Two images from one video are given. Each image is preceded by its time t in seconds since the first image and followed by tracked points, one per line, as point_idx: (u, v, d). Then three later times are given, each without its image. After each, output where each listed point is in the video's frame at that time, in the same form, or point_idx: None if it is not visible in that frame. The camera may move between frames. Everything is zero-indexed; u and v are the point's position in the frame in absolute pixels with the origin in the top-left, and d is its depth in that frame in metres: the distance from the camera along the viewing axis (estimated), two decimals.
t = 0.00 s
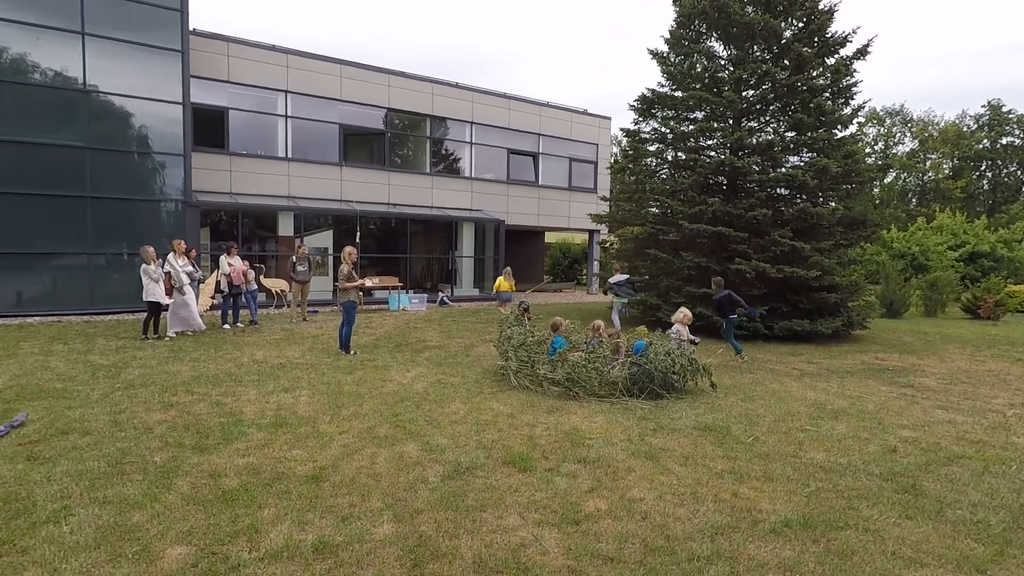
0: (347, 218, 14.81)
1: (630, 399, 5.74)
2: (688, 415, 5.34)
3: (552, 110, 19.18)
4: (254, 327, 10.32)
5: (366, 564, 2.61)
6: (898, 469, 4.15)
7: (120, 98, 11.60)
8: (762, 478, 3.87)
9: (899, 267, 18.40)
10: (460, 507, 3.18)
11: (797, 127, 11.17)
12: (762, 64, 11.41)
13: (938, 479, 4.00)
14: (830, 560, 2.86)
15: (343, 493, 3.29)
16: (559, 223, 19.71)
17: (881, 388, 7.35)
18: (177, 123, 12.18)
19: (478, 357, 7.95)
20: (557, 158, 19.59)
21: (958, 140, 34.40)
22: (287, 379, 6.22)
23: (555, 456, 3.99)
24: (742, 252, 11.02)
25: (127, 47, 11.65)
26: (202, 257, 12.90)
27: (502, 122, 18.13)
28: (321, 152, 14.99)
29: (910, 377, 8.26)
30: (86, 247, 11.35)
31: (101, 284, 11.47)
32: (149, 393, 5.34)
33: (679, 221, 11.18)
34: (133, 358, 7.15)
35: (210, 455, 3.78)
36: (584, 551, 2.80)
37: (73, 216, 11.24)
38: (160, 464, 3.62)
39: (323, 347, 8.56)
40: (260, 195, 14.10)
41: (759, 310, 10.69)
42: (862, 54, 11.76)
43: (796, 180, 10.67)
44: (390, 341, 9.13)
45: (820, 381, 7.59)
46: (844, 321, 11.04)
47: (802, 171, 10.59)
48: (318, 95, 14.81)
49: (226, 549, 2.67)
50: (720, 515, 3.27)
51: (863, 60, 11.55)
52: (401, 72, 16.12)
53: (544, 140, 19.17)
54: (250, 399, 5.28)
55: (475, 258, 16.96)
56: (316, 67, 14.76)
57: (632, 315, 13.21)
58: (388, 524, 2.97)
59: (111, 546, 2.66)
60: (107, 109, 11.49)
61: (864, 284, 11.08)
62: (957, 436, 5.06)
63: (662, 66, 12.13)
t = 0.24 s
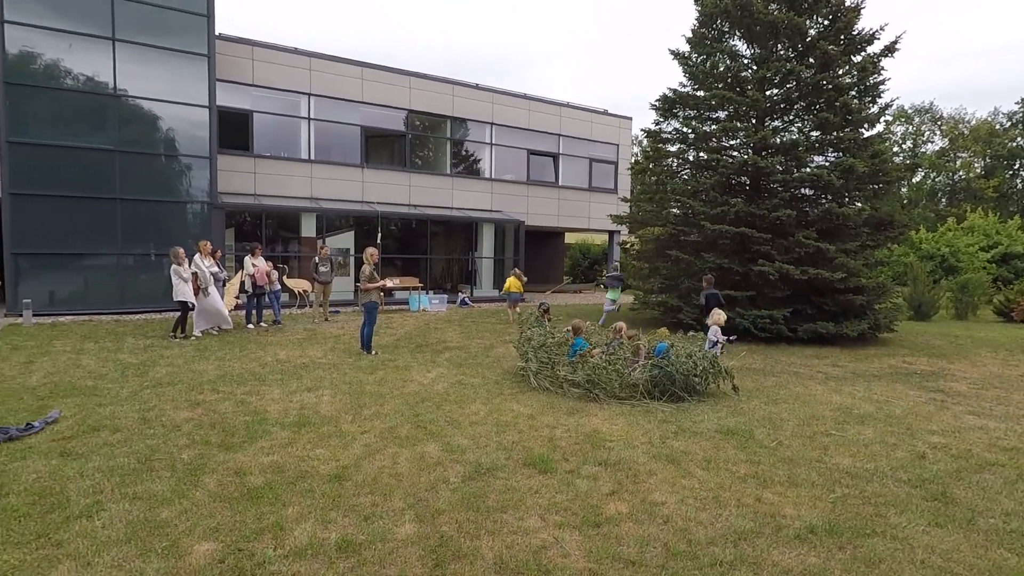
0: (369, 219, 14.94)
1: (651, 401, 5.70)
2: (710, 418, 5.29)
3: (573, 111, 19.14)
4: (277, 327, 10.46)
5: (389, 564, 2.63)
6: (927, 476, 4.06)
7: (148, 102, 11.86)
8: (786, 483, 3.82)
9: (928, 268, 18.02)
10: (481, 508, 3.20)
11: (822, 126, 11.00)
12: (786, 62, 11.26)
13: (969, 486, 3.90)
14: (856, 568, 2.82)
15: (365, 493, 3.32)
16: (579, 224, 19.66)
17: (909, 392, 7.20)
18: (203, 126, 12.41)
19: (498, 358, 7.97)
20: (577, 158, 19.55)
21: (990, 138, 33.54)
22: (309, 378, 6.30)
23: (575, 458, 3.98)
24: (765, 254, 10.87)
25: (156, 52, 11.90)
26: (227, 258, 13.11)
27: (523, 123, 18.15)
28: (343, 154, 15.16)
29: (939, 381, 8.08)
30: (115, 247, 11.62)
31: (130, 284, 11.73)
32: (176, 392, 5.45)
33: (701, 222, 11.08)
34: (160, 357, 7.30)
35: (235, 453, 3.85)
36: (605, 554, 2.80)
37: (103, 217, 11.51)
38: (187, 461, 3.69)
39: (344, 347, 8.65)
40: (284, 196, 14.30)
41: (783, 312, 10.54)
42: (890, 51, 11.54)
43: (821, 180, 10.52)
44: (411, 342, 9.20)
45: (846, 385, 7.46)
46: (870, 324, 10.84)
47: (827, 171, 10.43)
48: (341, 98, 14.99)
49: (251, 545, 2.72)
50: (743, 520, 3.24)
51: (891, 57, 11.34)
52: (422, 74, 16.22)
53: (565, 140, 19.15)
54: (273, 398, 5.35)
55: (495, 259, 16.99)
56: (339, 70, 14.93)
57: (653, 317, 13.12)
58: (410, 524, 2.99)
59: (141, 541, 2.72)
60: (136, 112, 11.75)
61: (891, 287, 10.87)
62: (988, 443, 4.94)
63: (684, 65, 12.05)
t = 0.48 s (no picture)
0: (384, 220, 15.02)
1: (667, 402, 5.67)
2: (727, 420, 5.25)
3: (587, 111, 19.10)
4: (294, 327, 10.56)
5: (406, 563, 2.65)
6: (950, 478, 3.99)
7: (168, 105, 12.03)
8: (805, 485, 3.77)
9: (950, 268, 17.72)
10: (497, 508, 3.20)
11: (841, 124, 10.88)
12: (804, 60, 11.15)
13: (994, 490, 3.83)
14: (878, 572, 2.77)
15: (382, 492, 3.34)
16: (593, 224, 19.61)
17: (931, 393, 7.08)
18: (221, 128, 12.57)
19: (513, 358, 7.98)
20: (592, 158, 19.50)
21: (1014, 135, 32.90)
22: (326, 378, 6.35)
23: (591, 459, 3.97)
24: (783, 253, 10.76)
25: (176, 55, 12.08)
26: (245, 258, 13.25)
27: (537, 123, 18.15)
28: (359, 155, 15.25)
29: (962, 383, 7.94)
30: (135, 248, 11.80)
31: (150, 284, 11.91)
32: (196, 391, 5.53)
33: (717, 222, 10.99)
34: (180, 357, 7.41)
35: (254, 453, 3.89)
36: (622, 556, 2.78)
37: (124, 219, 11.70)
38: (207, 460, 3.74)
39: (360, 347, 8.72)
40: (300, 198, 14.43)
41: (801, 313, 10.42)
42: (911, 48, 11.37)
43: (839, 179, 10.39)
44: (426, 342, 9.23)
45: (865, 386, 7.35)
46: (890, 324, 10.68)
47: (846, 169, 10.30)
48: (356, 99, 15.09)
49: (270, 544, 2.75)
50: (761, 522, 3.21)
51: (912, 54, 11.17)
52: (437, 75, 16.29)
53: (579, 140, 19.11)
54: (291, 398, 5.40)
55: (510, 259, 16.99)
56: (354, 72, 15.04)
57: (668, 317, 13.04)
58: (426, 524, 3.00)
59: (162, 539, 2.76)
60: (155, 115, 11.93)
61: (912, 286, 10.70)
62: (1013, 446, 4.84)
63: (700, 64, 11.98)
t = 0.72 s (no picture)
0: (393, 221, 15.07)
1: (678, 403, 5.65)
2: (738, 421, 5.22)
3: (597, 111, 19.07)
4: (304, 327, 10.62)
5: (417, 564, 2.65)
6: (965, 481, 3.95)
7: (180, 106, 12.13)
8: (817, 487, 3.75)
9: (964, 268, 17.53)
10: (508, 509, 3.20)
11: (853, 124, 10.79)
12: (815, 60, 11.07)
13: (1010, 493, 3.78)
14: None
15: (393, 493, 3.35)
16: (603, 224, 19.58)
17: (945, 395, 7.00)
18: (233, 128, 12.67)
19: (522, 359, 7.99)
20: (601, 158, 19.47)
21: None
22: (337, 378, 6.39)
23: (601, 461, 3.96)
24: (794, 254, 10.68)
25: (188, 56, 12.19)
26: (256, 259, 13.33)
27: (546, 123, 18.14)
28: (369, 156, 15.31)
29: (976, 384, 7.85)
30: (148, 249, 11.91)
31: (162, 284, 12.01)
32: (208, 391, 5.58)
33: (727, 222, 10.94)
34: (192, 357, 7.47)
35: (266, 452, 3.92)
36: (633, 557, 2.78)
37: (137, 219, 11.82)
38: (219, 460, 3.77)
39: (370, 347, 8.75)
40: (311, 198, 14.51)
41: (812, 313, 10.34)
42: (924, 47, 11.27)
43: (851, 179, 10.31)
44: (436, 343, 9.26)
45: (878, 388, 7.29)
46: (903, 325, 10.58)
47: (858, 169, 10.21)
48: (366, 100, 15.15)
49: (282, 544, 2.76)
50: (773, 525, 3.19)
51: (925, 53, 11.07)
52: (447, 76, 16.33)
53: (588, 141, 19.08)
54: (301, 398, 5.44)
55: (519, 259, 17.00)
56: (365, 73, 15.10)
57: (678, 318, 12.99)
58: (437, 524, 3.01)
59: (176, 538, 2.79)
60: (167, 116, 12.04)
61: (925, 287, 10.59)
62: None
63: (710, 64, 11.93)
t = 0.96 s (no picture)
0: (400, 221, 15.10)
1: (685, 403, 5.63)
2: (745, 421, 5.19)
3: (604, 111, 19.04)
4: (312, 327, 10.66)
5: (423, 564, 2.66)
6: (975, 482, 3.91)
7: (189, 108, 12.22)
8: (825, 488, 3.72)
9: (975, 268, 17.37)
10: (514, 509, 3.20)
11: (862, 122, 10.72)
12: (824, 58, 11.01)
13: (1021, 494, 3.74)
14: None
15: (399, 493, 3.35)
16: (610, 224, 19.55)
17: (956, 395, 6.94)
18: (241, 130, 12.74)
19: (528, 359, 7.99)
20: (608, 158, 19.44)
21: None
22: (344, 378, 6.41)
23: (608, 461, 3.96)
24: (802, 253, 10.62)
25: (196, 58, 12.27)
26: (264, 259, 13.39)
27: (553, 123, 18.13)
28: (376, 157, 15.36)
29: (986, 384, 7.78)
30: (157, 250, 12.00)
31: (171, 285, 12.10)
32: (216, 391, 5.61)
33: (735, 222, 10.88)
34: (201, 357, 7.52)
35: (273, 452, 3.94)
36: (639, 558, 2.77)
37: (146, 220, 11.91)
38: (227, 460, 3.79)
39: (377, 347, 8.78)
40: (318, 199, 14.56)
41: (821, 313, 10.27)
42: (934, 44, 11.18)
43: (861, 178, 10.24)
44: (442, 343, 9.27)
45: (887, 388, 7.23)
46: (913, 324, 10.50)
47: (868, 168, 10.15)
48: (373, 101, 15.20)
49: (289, 544, 2.77)
50: (780, 525, 3.17)
51: (935, 50, 10.99)
52: (454, 76, 16.36)
53: (595, 140, 19.06)
54: (309, 398, 5.46)
55: (526, 260, 17.00)
56: (372, 74, 15.15)
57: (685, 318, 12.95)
58: (443, 524, 3.01)
59: (184, 538, 2.80)
60: (176, 118, 12.12)
61: (935, 286, 10.51)
62: None
63: (717, 63, 11.90)
